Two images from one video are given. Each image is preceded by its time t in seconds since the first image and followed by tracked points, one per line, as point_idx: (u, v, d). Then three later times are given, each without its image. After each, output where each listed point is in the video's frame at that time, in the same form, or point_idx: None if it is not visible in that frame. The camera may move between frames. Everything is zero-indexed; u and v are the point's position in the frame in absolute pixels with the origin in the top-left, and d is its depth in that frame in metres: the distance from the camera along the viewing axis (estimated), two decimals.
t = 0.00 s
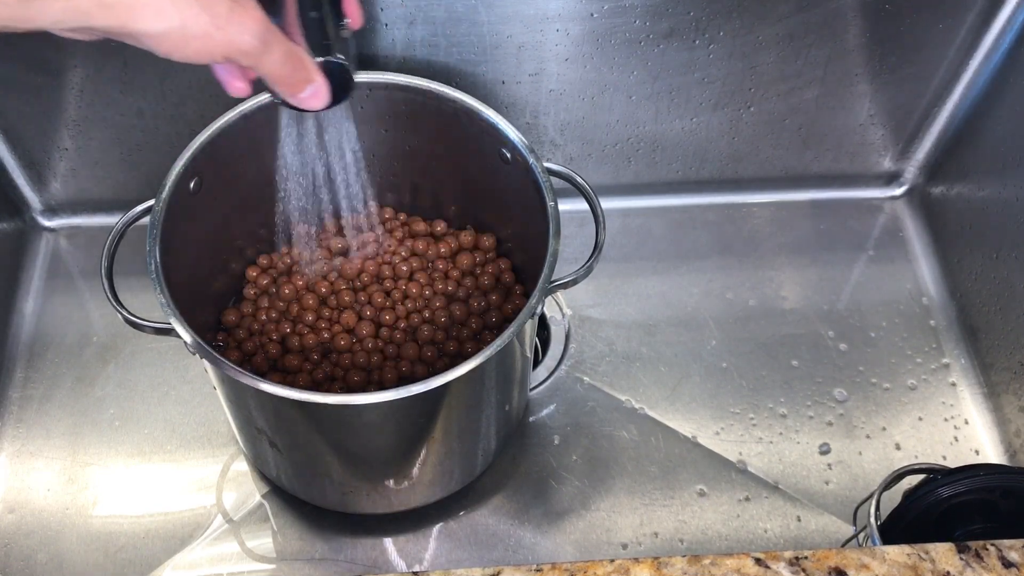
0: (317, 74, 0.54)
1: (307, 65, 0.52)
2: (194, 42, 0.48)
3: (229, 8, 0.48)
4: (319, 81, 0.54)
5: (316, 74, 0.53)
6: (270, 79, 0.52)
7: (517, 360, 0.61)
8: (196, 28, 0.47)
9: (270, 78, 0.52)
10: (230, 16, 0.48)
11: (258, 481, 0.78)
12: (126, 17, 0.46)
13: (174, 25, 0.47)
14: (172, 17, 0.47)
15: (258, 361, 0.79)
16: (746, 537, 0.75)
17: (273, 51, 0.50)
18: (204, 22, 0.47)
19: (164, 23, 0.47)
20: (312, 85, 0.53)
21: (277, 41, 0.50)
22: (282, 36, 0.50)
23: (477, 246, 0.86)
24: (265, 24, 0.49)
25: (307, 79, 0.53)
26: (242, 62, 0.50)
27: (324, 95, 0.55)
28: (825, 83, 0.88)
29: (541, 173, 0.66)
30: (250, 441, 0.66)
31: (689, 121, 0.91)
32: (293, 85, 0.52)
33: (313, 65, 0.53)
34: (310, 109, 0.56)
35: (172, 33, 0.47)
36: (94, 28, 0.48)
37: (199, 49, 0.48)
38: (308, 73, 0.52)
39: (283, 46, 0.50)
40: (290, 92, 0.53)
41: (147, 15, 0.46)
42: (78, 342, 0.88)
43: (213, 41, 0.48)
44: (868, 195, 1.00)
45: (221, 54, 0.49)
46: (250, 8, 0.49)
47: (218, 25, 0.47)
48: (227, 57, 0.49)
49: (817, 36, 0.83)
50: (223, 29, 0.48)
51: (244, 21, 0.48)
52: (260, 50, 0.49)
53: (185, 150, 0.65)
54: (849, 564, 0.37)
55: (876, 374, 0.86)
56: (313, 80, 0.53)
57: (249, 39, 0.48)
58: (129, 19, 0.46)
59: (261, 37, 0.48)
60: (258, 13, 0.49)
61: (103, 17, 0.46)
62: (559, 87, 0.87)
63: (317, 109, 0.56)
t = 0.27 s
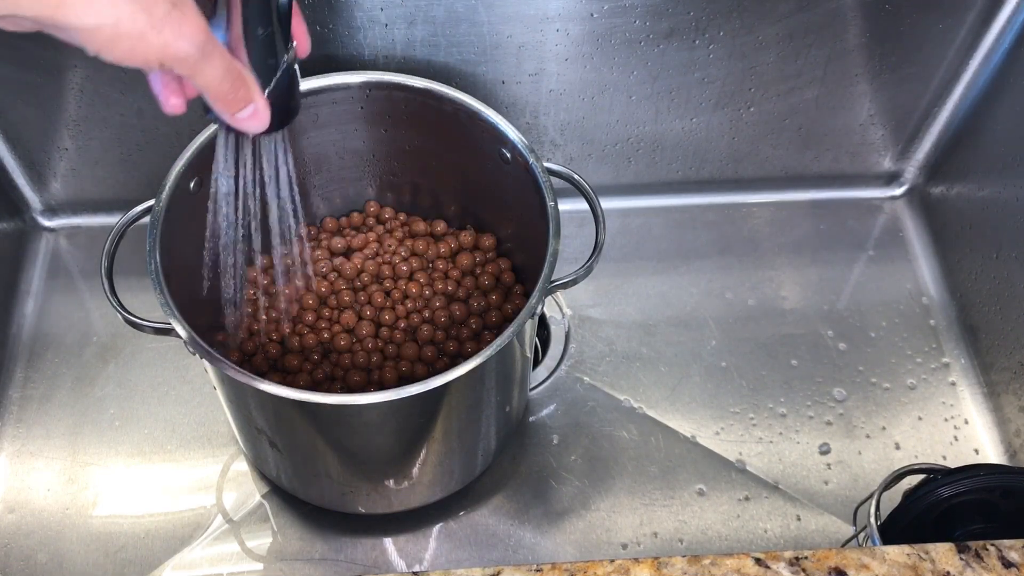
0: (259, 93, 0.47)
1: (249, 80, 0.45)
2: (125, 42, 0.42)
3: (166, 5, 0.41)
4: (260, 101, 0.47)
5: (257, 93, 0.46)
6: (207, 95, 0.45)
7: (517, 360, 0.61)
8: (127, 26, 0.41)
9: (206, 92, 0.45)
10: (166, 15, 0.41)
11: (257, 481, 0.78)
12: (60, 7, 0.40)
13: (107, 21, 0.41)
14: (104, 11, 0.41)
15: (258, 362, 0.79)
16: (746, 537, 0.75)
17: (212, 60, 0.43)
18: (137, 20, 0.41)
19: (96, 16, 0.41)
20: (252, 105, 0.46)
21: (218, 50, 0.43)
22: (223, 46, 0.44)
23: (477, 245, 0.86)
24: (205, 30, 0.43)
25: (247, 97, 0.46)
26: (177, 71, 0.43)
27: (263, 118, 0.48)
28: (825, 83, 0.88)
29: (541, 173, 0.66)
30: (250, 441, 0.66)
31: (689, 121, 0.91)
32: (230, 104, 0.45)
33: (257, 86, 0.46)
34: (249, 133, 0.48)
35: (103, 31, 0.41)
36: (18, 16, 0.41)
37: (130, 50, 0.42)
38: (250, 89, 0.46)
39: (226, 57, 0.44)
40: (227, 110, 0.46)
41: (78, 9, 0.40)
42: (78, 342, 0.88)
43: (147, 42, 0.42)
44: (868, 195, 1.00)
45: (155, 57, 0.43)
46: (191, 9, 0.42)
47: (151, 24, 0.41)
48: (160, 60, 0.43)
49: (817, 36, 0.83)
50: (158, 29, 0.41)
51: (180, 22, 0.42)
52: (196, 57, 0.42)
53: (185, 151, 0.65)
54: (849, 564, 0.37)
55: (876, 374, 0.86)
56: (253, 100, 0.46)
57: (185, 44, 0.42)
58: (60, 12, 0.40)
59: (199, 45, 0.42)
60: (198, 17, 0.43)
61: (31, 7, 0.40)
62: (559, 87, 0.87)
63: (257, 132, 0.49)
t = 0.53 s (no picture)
0: (282, 151, 0.46)
1: (271, 136, 0.45)
2: (136, 92, 0.41)
3: (179, 52, 0.42)
4: (284, 159, 0.46)
5: (281, 149, 0.46)
6: (228, 151, 0.44)
7: (517, 360, 0.61)
8: (137, 73, 0.41)
9: (226, 147, 0.44)
10: (177, 62, 0.41)
11: (257, 481, 0.78)
12: (60, 55, 0.41)
13: (115, 69, 0.41)
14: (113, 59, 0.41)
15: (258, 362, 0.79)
16: (746, 537, 0.75)
17: (231, 111, 0.42)
18: (148, 68, 0.41)
19: (102, 62, 0.41)
20: (276, 161, 0.45)
21: (236, 102, 0.42)
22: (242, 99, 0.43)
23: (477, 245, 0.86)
24: (221, 79, 0.42)
25: (270, 153, 0.45)
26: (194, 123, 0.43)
27: (289, 175, 0.47)
28: (825, 83, 0.88)
29: (541, 173, 0.66)
30: (250, 440, 0.66)
31: (689, 121, 0.91)
32: (253, 159, 0.44)
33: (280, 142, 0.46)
34: (275, 191, 0.47)
35: (110, 77, 0.41)
36: (22, 64, 0.42)
37: (142, 101, 0.42)
38: (274, 146, 0.45)
39: (244, 108, 0.43)
40: (250, 168, 0.45)
41: (80, 53, 0.41)
42: (78, 342, 0.88)
43: (157, 91, 0.41)
44: (868, 195, 1.00)
45: (167, 108, 0.42)
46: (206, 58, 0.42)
47: (164, 72, 0.41)
48: (175, 112, 0.42)
49: (817, 36, 0.83)
50: (169, 76, 0.41)
51: (193, 70, 0.41)
52: (213, 108, 0.41)
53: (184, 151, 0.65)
54: (849, 564, 0.37)
55: (876, 374, 0.86)
56: (277, 156, 0.45)
57: (199, 92, 0.41)
58: (63, 57, 0.41)
59: (212, 92, 0.41)
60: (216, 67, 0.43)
61: (30, 53, 0.41)
62: (559, 87, 0.87)
63: (283, 191, 0.48)
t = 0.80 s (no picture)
0: (382, 152, 0.48)
1: (368, 141, 0.47)
2: (235, 105, 0.46)
3: (268, 64, 0.45)
4: (384, 161, 0.48)
5: (381, 152, 0.48)
6: (328, 156, 0.47)
7: (517, 360, 0.61)
8: (233, 86, 0.45)
9: (325, 152, 0.47)
10: (268, 74, 0.45)
11: (258, 481, 0.78)
12: (160, 73, 0.45)
13: (212, 86, 0.45)
14: (210, 75, 0.45)
15: (258, 361, 0.79)
16: (746, 537, 0.75)
17: (322, 118, 0.45)
18: (242, 82, 0.45)
19: (199, 80, 0.45)
20: (375, 164, 0.48)
21: (326, 108, 0.45)
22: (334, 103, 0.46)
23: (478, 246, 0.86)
24: (308, 88, 0.45)
25: (367, 156, 0.47)
26: (291, 132, 0.46)
27: (389, 177, 0.49)
28: (825, 83, 0.88)
29: (541, 173, 0.66)
30: (250, 440, 0.66)
31: (689, 121, 0.91)
32: (352, 162, 0.47)
33: (379, 144, 0.48)
34: (377, 192, 0.50)
35: (208, 92, 0.45)
36: (133, 86, 0.47)
37: (240, 112, 0.46)
38: (371, 149, 0.47)
39: (335, 113, 0.45)
40: (351, 171, 0.48)
41: (179, 71, 0.44)
42: (78, 342, 0.88)
43: (253, 102, 0.45)
44: (868, 195, 1.00)
45: (263, 118, 0.46)
46: (294, 68, 0.45)
47: (256, 85, 0.45)
48: (273, 122, 0.46)
49: (817, 36, 0.83)
50: (262, 89, 0.45)
51: (283, 82, 0.45)
52: (302, 116, 0.45)
53: (185, 151, 0.65)
54: (849, 564, 0.37)
55: (876, 374, 0.86)
56: (375, 159, 0.48)
57: (290, 102, 0.45)
58: (164, 76, 0.45)
59: (302, 101, 0.45)
60: (306, 75, 0.46)
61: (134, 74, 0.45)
62: (559, 87, 0.87)
63: (387, 191, 0.51)
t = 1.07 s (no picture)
0: (429, 114, 0.52)
1: (418, 106, 0.51)
2: (303, 97, 0.50)
3: (330, 58, 0.49)
4: (433, 123, 0.52)
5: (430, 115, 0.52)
6: (383, 126, 0.52)
7: (517, 359, 0.61)
8: (302, 84, 0.49)
9: (381, 123, 0.52)
10: (331, 68, 0.49)
11: (258, 481, 0.78)
12: (242, 80, 0.49)
13: (282, 86, 0.49)
14: (279, 77, 0.49)
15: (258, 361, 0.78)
16: (746, 537, 0.75)
17: (377, 97, 0.50)
18: (309, 79, 0.49)
19: (275, 82, 0.49)
20: (425, 127, 0.52)
21: (380, 88, 0.50)
22: (383, 77, 0.50)
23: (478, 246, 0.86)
24: (364, 73, 0.50)
25: (418, 122, 0.51)
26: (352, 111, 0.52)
27: (438, 137, 0.53)
28: (825, 83, 0.88)
29: (541, 173, 0.66)
30: (249, 441, 0.66)
31: (689, 121, 0.91)
32: (405, 128, 0.52)
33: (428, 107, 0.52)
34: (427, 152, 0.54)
35: (280, 91, 0.50)
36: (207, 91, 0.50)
37: (306, 101, 0.51)
38: (420, 115, 0.51)
39: (388, 90, 0.50)
40: (403, 135, 0.52)
41: (257, 77, 0.49)
42: (78, 342, 0.88)
43: (319, 94, 0.50)
44: (868, 195, 1.00)
45: (326, 103, 0.51)
46: (351, 56, 0.49)
47: (320, 79, 0.49)
48: (333, 104, 0.51)
49: (817, 36, 0.83)
50: (325, 82, 0.49)
51: (342, 72, 0.49)
52: (358, 98, 0.50)
53: (185, 151, 0.66)
54: (849, 564, 0.37)
55: (876, 374, 0.86)
56: (426, 121, 0.52)
57: (350, 89, 0.50)
58: (244, 82, 0.49)
59: (361, 85, 0.50)
60: (360, 59, 0.50)
61: (216, 84, 0.49)
62: (559, 87, 0.87)
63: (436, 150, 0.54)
